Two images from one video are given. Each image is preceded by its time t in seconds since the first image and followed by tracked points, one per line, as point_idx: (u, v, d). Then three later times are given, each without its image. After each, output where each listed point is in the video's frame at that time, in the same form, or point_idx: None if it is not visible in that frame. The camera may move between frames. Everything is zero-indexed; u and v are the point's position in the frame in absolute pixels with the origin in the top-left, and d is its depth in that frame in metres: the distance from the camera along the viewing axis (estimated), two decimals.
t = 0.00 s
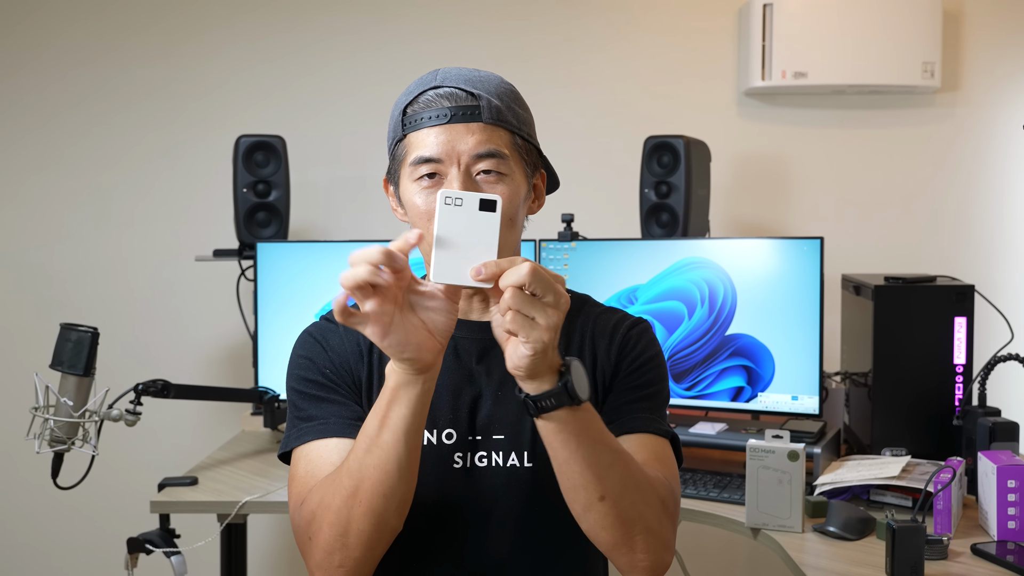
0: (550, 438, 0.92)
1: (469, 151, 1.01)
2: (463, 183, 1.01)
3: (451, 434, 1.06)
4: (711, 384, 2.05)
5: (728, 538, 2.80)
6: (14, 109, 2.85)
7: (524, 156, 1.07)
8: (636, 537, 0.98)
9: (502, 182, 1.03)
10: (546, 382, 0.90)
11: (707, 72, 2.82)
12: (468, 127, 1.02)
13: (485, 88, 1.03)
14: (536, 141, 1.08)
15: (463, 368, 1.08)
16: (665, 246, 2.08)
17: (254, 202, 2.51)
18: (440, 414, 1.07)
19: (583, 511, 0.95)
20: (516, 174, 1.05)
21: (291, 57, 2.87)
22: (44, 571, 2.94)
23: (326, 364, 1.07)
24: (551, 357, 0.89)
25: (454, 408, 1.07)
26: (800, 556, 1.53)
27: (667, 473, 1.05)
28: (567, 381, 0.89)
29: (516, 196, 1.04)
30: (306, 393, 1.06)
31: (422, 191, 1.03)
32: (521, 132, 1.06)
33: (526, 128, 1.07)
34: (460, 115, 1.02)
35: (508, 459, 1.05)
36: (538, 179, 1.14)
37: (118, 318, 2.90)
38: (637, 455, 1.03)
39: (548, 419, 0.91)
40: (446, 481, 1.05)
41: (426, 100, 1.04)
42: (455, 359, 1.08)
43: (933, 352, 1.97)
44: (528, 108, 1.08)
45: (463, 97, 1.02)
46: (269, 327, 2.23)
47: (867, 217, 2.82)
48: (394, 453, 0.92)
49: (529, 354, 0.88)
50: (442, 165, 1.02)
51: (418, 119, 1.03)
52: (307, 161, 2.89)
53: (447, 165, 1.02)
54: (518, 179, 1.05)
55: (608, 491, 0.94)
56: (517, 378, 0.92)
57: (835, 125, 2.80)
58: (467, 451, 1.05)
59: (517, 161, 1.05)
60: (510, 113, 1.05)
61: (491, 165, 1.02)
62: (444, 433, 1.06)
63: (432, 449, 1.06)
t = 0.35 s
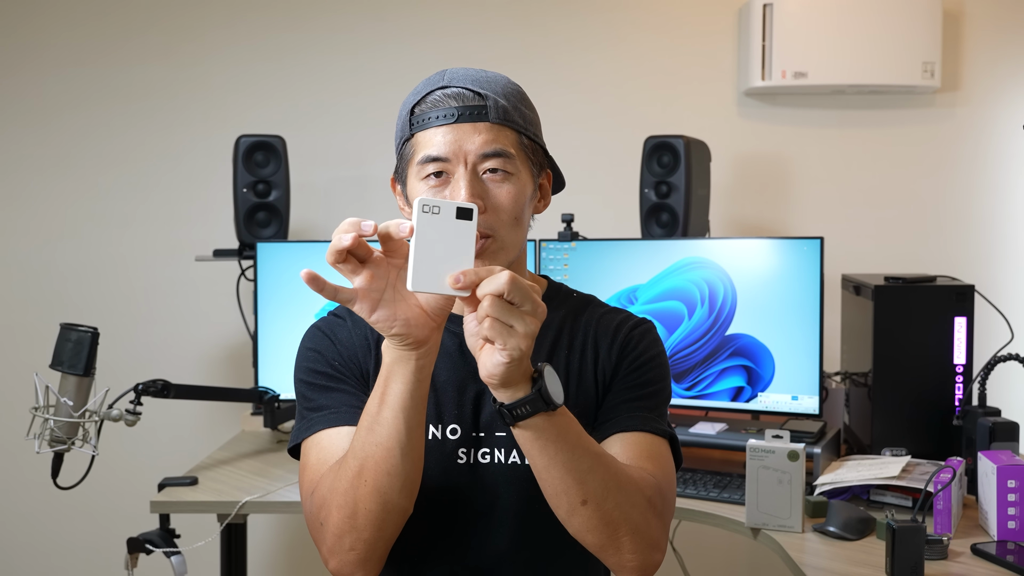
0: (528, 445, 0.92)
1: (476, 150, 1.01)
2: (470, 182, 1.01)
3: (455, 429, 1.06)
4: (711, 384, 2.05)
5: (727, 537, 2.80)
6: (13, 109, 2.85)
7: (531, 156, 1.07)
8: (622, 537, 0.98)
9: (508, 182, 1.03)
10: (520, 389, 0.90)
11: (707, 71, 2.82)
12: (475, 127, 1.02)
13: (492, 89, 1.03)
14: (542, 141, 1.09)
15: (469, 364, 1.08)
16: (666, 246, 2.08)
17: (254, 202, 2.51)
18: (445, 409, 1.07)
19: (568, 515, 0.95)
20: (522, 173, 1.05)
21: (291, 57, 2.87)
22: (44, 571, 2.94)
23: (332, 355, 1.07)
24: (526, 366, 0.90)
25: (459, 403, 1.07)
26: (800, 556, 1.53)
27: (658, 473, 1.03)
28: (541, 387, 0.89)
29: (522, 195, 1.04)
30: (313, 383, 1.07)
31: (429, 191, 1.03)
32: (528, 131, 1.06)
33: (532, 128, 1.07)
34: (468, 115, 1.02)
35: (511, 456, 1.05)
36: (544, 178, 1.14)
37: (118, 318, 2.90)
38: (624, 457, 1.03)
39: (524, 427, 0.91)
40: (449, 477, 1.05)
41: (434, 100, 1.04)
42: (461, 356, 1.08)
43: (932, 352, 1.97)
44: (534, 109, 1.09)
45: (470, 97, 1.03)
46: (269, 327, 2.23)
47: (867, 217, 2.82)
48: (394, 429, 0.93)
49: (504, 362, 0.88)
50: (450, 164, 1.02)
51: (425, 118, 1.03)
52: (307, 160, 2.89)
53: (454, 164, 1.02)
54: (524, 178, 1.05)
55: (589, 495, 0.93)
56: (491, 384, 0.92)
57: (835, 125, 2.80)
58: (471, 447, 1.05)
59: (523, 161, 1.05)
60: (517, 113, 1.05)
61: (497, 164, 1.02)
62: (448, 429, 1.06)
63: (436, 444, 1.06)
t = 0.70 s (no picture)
0: (549, 442, 0.92)
1: (477, 152, 1.02)
2: (471, 184, 1.01)
3: (450, 430, 1.06)
4: (711, 384, 2.05)
5: (727, 537, 2.81)
6: (14, 109, 2.85)
7: (532, 158, 1.07)
8: (636, 535, 0.98)
9: (509, 184, 1.02)
10: (543, 387, 0.90)
11: (707, 72, 2.82)
12: (476, 129, 1.02)
13: (494, 90, 1.04)
14: (544, 144, 1.09)
15: (466, 366, 1.08)
16: (666, 245, 2.08)
17: (254, 202, 2.51)
18: (440, 410, 1.07)
19: (583, 513, 0.95)
20: (524, 175, 1.05)
21: (291, 57, 2.87)
22: (44, 571, 2.94)
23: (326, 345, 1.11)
24: (549, 363, 0.90)
25: (455, 404, 1.07)
26: (800, 556, 1.53)
27: (667, 472, 1.04)
28: (563, 386, 0.89)
29: (524, 198, 1.04)
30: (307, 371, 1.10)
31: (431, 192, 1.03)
32: (529, 134, 1.06)
33: (534, 130, 1.07)
34: (470, 116, 1.02)
35: (509, 457, 1.05)
36: (546, 181, 1.14)
37: (118, 318, 2.90)
38: (636, 454, 1.03)
39: (546, 424, 0.91)
40: (446, 477, 1.05)
41: (436, 102, 1.04)
42: (460, 356, 1.08)
43: (932, 352, 1.97)
44: (537, 112, 1.09)
45: (472, 99, 1.03)
46: (269, 327, 2.23)
47: (867, 217, 2.82)
48: (322, 396, 0.96)
49: (522, 363, 0.88)
50: (451, 166, 1.02)
51: (427, 120, 1.04)
52: (307, 160, 2.89)
53: (455, 166, 1.02)
54: (526, 181, 1.05)
55: (608, 492, 0.93)
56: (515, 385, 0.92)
57: (834, 125, 2.80)
58: (467, 448, 1.06)
59: (525, 163, 1.05)
60: (519, 115, 1.05)
61: (499, 166, 1.02)
62: (443, 430, 1.06)
63: (432, 445, 1.06)
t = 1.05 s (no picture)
0: (544, 446, 0.92)
1: (478, 155, 1.02)
2: (471, 187, 1.01)
3: (448, 431, 1.06)
4: (711, 384, 2.05)
5: (728, 537, 2.80)
6: (14, 110, 2.85)
7: (533, 161, 1.07)
8: (629, 540, 0.97)
9: (509, 188, 1.03)
10: (538, 391, 0.90)
11: (707, 72, 2.82)
12: (477, 132, 1.02)
13: (495, 93, 1.03)
14: (545, 146, 1.08)
15: (465, 367, 1.08)
16: (666, 246, 2.08)
17: (254, 202, 2.51)
18: (438, 410, 1.07)
19: (577, 516, 0.95)
20: (524, 178, 1.05)
21: (291, 57, 2.87)
22: (44, 571, 2.94)
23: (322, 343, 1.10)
24: (542, 369, 0.89)
25: (454, 404, 1.07)
26: (800, 556, 1.53)
27: (663, 477, 1.03)
28: (558, 391, 0.89)
29: (524, 201, 1.04)
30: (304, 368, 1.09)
31: (431, 195, 1.03)
32: (530, 136, 1.06)
33: (535, 133, 1.07)
34: (470, 120, 1.02)
35: (506, 457, 1.05)
36: (547, 182, 1.14)
37: (118, 318, 2.90)
38: (631, 459, 1.02)
39: (540, 428, 0.91)
40: (442, 477, 1.05)
41: (437, 104, 1.04)
42: (459, 357, 1.08)
43: (932, 352, 1.97)
44: (538, 114, 1.09)
45: (473, 102, 1.02)
46: (269, 327, 2.23)
47: (867, 217, 2.82)
48: (312, 393, 0.97)
49: (516, 368, 0.88)
50: (451, 170, 1.02)
51: (428, 122, 1.03)
52: (307, 160, 2.89)
53: (455, 169, 1.02)
54: (527, 183, 1.05)
55: (601, 497, 0.93)
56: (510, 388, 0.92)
57: (834, 125, 2.80)
58: (464, 448, 1.06)
59: (525, 166, 1.05)
60: (520, 118, 1.05)
61: (499, 170, 1.02)
62: (441, 430, 1.06)
63: (429, 445, 1.06)
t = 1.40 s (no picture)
0: (545, 448, 0.92)
1: (477, 165, 1.02)
2: (471, 197, 1.01)
3: (449, 433, 1.06)
4: (711, 384, 2.06)
5: (727, 537, 2.80)
6: (14, 110, 2.85)
7: (533, 167, 1.07)
8: (630, 543, 0.97)
9: (510, 196, 1.03)
10: (541, 395, 0.90)
11: (707, 71, 2.82)
12: (476, 141, 1.02)
13: (494, 100, 1.03)
14: (545, 151, 1.08)
15: (466, 369, 1.08)
16: (665, 246, 2.08)
17: (254, 202, 2.51)
18: (439, 412, 1.07)
19: (578, 519, 0.95)
20: (524, 185, 1.05)
21: (291, 57, 2.87)
22: (44, 571, 2.94)
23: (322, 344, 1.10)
24: (546, 372, 0.90)
25: (455, 406, 1.07)
26: (800, 556, 1.53)
27: (663, 479, 1.03)
28: (561, 394, 0.89)
29: (524, 209, 1.04)
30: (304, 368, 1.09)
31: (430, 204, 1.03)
32: (530, 143, 1.06)
33: (534, 138, 1.07)
34: (470, 129, 1.02)
35: (507, 460, 1.05)
36: (546, 185, 1.14)
37: (118, 318, 2.90)
38: (632, 461, 1.02)
39: (542, 431, 0.91)
40: (442, 479, 1.05)
41: (435, 111, 1.04)
42: (459, 358, 1.08)
43: (932, 352, 1.97)
44: (537, 119, 1.08)
45: (473, 110, 1.02)
46: (269, 327, 2.23)
47: (867, 217, 2.82)
48: (315, 397, 0.96)
49: (521, 371, 0.88)
50: (451, 179, 1.02)
51: (426, 131, 1.03)
52: (307, 160, 2.89)
53: (455, 179, 1.02)
54: (526, 191, 1.06)
55: (602, 499, 0.93)
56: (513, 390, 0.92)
57: (834, 125, 2.80)
58: (465, 450, 1.06)
59: (525, 173, 1.05)
60: (519, 125, 1.04)
61: (499, 178, 1.02)
62: (441, 432, 1.07)
63: (429, 447, 1.06)
